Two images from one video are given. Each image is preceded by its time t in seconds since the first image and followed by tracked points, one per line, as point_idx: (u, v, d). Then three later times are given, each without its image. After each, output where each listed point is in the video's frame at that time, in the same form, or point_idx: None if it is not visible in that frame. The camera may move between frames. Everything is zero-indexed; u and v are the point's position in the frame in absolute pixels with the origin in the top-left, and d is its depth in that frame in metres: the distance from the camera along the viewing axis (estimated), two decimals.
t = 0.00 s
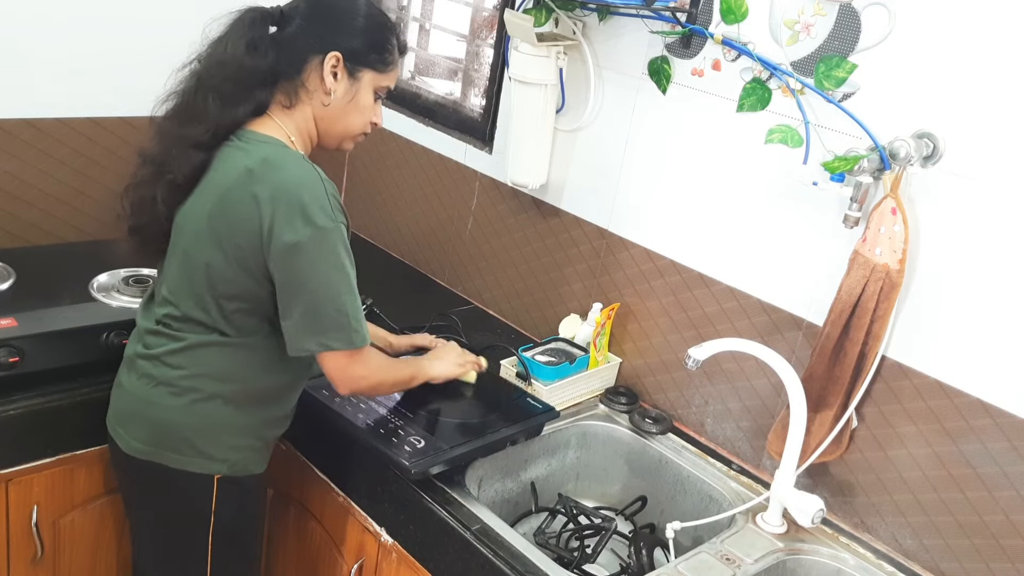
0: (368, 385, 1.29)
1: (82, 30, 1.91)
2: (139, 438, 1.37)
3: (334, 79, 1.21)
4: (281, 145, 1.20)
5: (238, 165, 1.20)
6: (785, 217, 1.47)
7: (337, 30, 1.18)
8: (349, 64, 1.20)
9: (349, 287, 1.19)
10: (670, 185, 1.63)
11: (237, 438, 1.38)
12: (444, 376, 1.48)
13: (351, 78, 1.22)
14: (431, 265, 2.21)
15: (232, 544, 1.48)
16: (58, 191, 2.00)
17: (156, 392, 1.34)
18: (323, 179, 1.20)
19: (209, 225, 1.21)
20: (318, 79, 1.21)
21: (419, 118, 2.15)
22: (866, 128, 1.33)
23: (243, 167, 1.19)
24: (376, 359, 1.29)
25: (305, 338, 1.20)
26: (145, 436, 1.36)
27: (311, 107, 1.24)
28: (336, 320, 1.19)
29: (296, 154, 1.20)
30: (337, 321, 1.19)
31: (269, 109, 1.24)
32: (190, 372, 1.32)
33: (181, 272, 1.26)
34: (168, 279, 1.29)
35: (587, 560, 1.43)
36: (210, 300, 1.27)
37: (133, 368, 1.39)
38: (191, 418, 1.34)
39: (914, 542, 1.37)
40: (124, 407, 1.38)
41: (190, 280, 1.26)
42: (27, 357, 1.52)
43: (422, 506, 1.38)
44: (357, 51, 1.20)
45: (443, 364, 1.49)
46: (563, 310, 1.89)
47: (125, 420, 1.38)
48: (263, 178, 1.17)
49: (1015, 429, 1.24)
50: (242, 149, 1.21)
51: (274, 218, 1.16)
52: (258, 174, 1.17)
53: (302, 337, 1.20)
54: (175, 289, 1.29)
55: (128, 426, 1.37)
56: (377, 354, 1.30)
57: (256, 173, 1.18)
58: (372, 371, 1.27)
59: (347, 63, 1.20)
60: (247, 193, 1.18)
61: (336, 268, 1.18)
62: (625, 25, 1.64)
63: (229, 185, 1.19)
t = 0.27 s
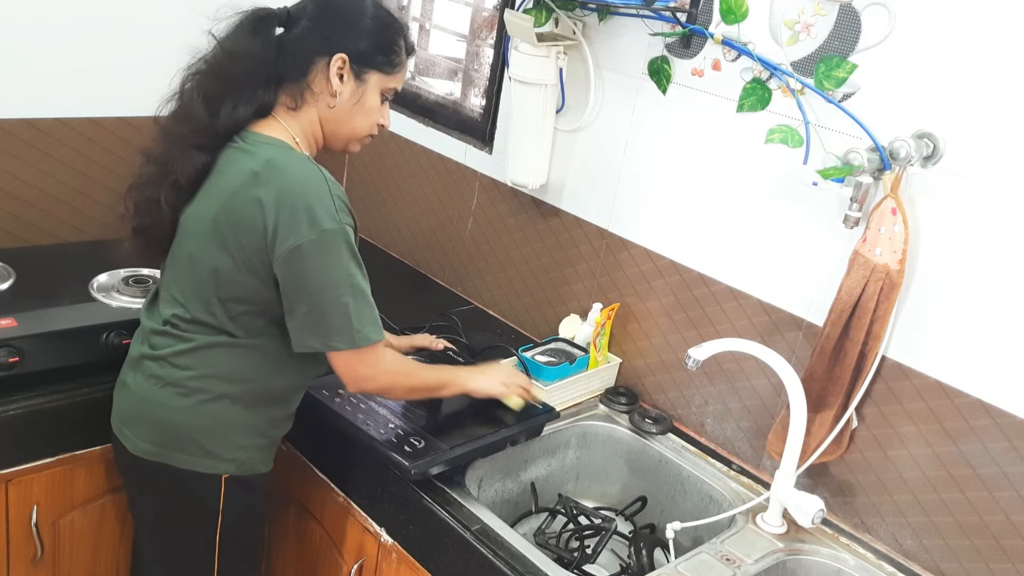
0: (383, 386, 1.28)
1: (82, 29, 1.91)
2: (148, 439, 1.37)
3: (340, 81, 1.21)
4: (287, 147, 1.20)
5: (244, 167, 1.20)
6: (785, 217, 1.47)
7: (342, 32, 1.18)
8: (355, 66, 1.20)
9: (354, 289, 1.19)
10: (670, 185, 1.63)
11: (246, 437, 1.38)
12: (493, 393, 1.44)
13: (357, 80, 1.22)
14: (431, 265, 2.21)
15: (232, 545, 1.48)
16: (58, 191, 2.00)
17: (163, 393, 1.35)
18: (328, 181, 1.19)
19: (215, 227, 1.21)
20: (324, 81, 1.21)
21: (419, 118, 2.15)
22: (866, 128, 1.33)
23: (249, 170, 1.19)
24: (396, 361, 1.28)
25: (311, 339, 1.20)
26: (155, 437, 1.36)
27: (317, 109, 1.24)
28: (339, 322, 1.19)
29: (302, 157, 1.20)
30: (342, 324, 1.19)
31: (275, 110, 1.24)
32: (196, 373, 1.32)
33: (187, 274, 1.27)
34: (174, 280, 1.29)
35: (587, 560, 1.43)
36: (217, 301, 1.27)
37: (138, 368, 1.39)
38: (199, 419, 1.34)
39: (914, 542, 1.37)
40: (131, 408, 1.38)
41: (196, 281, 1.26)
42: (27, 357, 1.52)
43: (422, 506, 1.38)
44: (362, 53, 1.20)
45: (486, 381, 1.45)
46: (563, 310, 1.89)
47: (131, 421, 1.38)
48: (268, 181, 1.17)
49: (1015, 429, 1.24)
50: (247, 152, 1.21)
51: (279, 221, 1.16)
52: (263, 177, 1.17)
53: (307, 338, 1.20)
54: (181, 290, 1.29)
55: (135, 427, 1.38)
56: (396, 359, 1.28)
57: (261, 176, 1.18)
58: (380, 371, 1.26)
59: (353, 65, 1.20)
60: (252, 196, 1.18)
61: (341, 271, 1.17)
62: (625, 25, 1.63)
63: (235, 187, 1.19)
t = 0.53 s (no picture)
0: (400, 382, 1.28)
1: (82, 29, 1.91)
2: (148, 440, 1.37)
3: (342, 82, 1.21)
4: (289, 148, 1.20)
5: (248, 168, 1.19)
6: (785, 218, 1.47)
7: (343, 32, 1.18)
8: (357, 67, 1.20)
9: (361, 289, 1.18)
10: (670, 185, 1.63)
11: (245, 438, 1.38)
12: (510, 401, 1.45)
13: (360, 80, 1.22)
14: (431, 265, 2.21)
15: (232, 544, 1.48)
16: (58, 191, 2.00)
17: (164, 394, 1.34)
18: (333, 182, 1.19)
19: (217, 227, 1.21)
20: (325, 82, 1.21)
21: (419, 118, 2.15)
22: (866, 128, 1.33)
23: (252, 171, 1.19)
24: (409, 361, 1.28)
25: (316, 340, 1.20)
26: (155, 438, 1.36)
27: (319, 110, 1.24)
28: (345, 322, 1.18)
29: (306, 158, 1.20)
30: (348, 325, 1.18)
31: (276, 111, 1.24)
32: (197, 373, 1.32)
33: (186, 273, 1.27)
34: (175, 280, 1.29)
35: (587, 560, 1.43)
36: (218, 301, 1.27)
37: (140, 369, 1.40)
38: (200, 420, 1.34)
39: (914, 542, 1.37)
40: (132, 409, 1.38)
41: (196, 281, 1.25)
42: (27, 356, 1.52)
43: (422, 506, 1.38)
44: (364, 54, 1.20)
45: (503, 388, 1.45)
46: (563, 310, 1.89)
47: (132, 421, 1.38)
48: (272, 182, 1.17)
49: (1015, 429, 1.24)
50: (250, 152, 1.21)
51: (283, 223, 1.16)
52: (266, 178, 1.17)
53: (313, 339, 1.20)
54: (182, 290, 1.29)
55: (136, 427, 1.37)
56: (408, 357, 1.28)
57: (265, 177, 1.17)
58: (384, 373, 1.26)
59: (355, 66, 1.20)
60: (256, 196, 1.18)
61: (346, 271, 1.16)
62: (625, 25, 1.64)
63: (239, 188, 1.19)
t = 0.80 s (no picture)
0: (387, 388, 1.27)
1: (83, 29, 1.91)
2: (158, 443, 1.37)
3: (351, 85, 1.21)
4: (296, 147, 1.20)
5: (255, 168, 1.19)
6: (785, 218, 1.47)
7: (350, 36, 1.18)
8: (366, 70, 1.20)
9: (362, 289, 1.19)
10: (671, 185, 1.63)
11: (248, 439, 1.38)
12: (476, 375, 1.47)
13: (368, 84, 1.22)
14: (431, 265, 2.21)
15: (233, 544, 1.48)
16: (58, 191, 2.00)
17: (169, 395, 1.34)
18: (339, 182, 1.20)
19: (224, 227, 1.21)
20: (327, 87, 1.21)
21: (420, 117, 2.15)
22: (866, 128, 1.33)
23: (260, 170, 1.18)
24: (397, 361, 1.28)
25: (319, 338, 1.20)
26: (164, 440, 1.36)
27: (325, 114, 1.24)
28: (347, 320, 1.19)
29: (313, 158, 1.20)
30: (348, 324, 1.19)
31: (284, 112, 1.24)
32: (201, 373, 1.32)
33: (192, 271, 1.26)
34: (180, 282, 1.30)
35: (587, 560, 1.43)
36: (223, 301, 1.27)
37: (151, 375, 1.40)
38: (205, 419, 1.34)
39: (914, 541, 1.37)
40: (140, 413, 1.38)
41: (202, 283, 1.25)
42: (27, 356, 1.52)
43: (422, 506, 1.38)
44: (372, 57, 1.19)
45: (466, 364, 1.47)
46: (563, 310, 1.89)
47: (135, 421, 1.38)
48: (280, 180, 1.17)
49: (1015, 429, 1.24)
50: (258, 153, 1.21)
51: (291, 221, 1.16)
52: (275, 177, 1.17)
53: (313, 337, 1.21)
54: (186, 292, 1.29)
55: (139, 427, 1.37)
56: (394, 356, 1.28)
57: (273, 176, 1.17)
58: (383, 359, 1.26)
59: (363, 69, 1.20)
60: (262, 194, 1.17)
61: (350, 269, 1.17)
62: (626, 25, 1.64)
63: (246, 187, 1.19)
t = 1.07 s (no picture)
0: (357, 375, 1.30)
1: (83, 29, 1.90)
2: (150, 446, 1.49)
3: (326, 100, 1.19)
4: (253, 160, 1.20)
5: (198, 181, 1.22)
6: (784, 217, 1.47)
7: (327, 47, 1.16)
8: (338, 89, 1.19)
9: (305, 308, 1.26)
10: (671, 185, 1.63)
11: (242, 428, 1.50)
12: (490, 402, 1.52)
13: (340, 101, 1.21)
14: (431, 266, 2.21)
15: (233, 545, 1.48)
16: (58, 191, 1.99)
17: (143, 402, 1.44)
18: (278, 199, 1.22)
19: (172, 237, 1.25)
20: (302, 94, 1.18)
21: (419, 118, 2.15)
22: (866, 128, 1.33)
23: (201, 184, 1.21)
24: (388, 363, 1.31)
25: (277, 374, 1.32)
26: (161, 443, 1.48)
27: (298, 123, 1.21)
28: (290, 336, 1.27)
29: (255, 172, 1.20)
30: (306, 359, 1.29)
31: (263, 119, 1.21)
32: (197, 374, 1.38)
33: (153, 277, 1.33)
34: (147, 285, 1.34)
35: (587, 560, 1.43)
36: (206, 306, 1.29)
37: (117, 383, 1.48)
38: (196, 415, 1.43)
39: (914, 542, 1.37)
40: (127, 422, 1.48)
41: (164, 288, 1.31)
42: (26, 356, 1.54)
43: (422, 505, 1.39)
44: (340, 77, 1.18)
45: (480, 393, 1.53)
46: (563, 310, 1.88)
47: (134, 421, 1.47)
48: (221, 202, 1.19)
49: (1015, 429, 1.24)
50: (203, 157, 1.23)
51: (205, 237, 1.20)
52: (215, 193, 1.20)
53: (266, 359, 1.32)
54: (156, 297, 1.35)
55: (138, 428, 1.47)
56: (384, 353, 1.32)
57: (213, 191, 1.20)
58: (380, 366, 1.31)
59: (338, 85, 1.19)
60: (207, 214, 1.20)
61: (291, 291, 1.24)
62: (626, 25, 1.64)
63: (191, 203, 1.22)
